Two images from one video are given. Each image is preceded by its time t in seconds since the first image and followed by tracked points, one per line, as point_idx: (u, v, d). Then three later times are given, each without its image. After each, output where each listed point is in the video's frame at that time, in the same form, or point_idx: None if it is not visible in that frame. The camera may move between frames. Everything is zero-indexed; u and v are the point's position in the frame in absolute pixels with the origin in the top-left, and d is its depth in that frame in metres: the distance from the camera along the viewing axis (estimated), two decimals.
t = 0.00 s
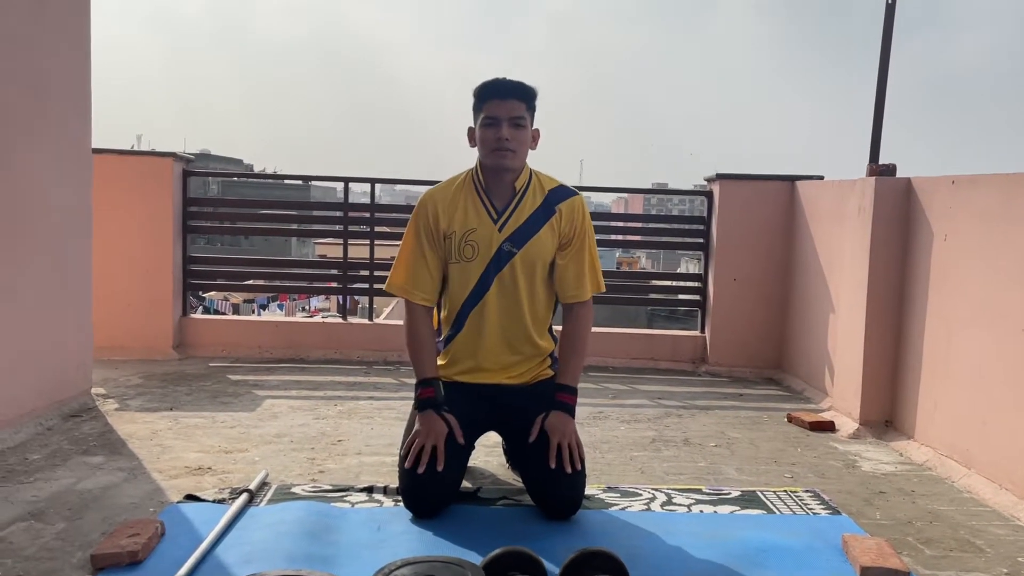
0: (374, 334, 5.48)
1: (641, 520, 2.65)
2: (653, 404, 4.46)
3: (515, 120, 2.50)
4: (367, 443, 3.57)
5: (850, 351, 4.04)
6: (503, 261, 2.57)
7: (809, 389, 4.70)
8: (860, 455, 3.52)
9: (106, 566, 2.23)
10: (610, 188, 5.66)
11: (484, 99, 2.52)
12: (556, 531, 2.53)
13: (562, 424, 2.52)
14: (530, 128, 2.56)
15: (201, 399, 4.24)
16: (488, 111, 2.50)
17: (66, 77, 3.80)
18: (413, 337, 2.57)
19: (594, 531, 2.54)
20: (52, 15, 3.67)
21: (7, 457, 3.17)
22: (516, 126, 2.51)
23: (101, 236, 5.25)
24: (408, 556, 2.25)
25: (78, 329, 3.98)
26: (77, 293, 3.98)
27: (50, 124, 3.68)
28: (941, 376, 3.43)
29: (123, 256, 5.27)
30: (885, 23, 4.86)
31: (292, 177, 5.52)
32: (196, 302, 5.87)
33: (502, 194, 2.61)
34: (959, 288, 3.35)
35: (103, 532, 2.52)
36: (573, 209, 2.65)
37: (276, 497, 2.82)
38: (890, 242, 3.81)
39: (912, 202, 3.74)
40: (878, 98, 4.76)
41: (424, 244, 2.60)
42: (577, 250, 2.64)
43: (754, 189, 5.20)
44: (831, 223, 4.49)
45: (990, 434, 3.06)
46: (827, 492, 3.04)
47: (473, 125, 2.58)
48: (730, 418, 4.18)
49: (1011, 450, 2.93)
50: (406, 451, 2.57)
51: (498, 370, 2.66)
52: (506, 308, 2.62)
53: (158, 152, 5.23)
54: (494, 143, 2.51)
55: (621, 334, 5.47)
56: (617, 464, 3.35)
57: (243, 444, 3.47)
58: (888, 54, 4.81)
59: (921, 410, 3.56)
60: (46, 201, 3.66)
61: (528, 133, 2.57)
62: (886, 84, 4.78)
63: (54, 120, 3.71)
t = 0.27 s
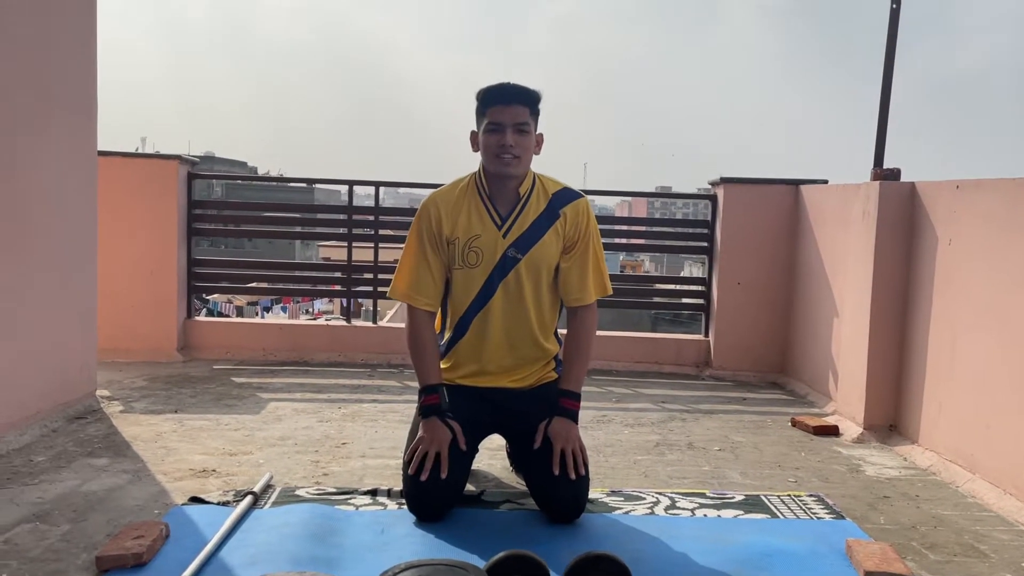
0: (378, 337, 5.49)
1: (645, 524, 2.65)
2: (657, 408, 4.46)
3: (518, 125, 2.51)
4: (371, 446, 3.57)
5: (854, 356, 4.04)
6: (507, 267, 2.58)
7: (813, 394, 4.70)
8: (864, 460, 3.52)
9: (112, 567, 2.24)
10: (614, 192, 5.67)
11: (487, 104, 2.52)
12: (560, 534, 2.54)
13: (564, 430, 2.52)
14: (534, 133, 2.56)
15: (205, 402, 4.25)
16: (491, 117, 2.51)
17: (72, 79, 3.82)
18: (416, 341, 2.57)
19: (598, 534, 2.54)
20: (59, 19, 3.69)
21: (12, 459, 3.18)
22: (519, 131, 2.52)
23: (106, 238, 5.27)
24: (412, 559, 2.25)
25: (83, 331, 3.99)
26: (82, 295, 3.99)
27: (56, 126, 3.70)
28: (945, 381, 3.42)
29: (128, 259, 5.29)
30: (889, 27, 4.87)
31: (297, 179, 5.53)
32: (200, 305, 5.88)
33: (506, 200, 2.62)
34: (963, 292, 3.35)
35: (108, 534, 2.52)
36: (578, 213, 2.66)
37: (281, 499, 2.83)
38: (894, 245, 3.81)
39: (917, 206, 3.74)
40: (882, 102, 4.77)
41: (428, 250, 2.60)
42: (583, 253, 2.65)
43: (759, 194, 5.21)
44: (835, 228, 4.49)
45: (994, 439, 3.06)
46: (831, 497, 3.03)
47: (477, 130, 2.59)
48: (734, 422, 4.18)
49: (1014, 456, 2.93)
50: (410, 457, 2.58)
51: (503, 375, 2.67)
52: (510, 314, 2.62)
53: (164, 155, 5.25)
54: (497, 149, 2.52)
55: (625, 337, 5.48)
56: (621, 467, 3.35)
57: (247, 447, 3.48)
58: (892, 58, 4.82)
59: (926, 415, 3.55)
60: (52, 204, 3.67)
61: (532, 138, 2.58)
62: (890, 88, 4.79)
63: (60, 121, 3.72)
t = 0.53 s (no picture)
0: (381, 338, 5.50)
1: (648, 526, 2.65)
2: (660, 411, 4.46)
3: (518, 128, 2.50)
4: (374, 448, 3.58)
5: (857, 359, 4.04)
6: (508, 271, 2.58)
7: (816, 397, 4.69)
8: (866, 463, 3.51)
9: (115, 568, 2.24)
10: (617, 194, 5.67)
11: (487, 107, 2.52)
12: (563, 536, 2.54)
13: (566, 434, 2.52)
14: (533, 136, 2.56)
15: (208, 403, 4.25)
16: (491, 121, 2.51)
17: (77, 79, 3.82)
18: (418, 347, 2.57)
19: (601, 537, 2.54)
20: (64, 20, 3.70)
21: (16, 459, 3.19)
22: (519, 134, 2.52)
23: (110, 239, 5.28)
24: (415, 561, 2.25)
25: (86, 332, 4.00)
26: (86, 296, 4.00)
27: (61, 126, 3.71)
28: (949, 384, 3.42)
29: (132, 260, 5.29)
30: (894, 30, 4.86)
31: (301, 181, 5.54)
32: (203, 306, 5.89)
33: (506, 204, 2.62)
34: (967, 295, 3.34)
35: (111, 534, 2.53)
36: (579, 215, 2.65)
37: (283, 500, 2.83)
38: (897, 248, 3.81)
39: (921, 210, 3.74)
40: (886, 105, 4.77)
41: (428, 255, 2.60)
42: (584, 257, 2.64)
43: (762, 196, 5.21)
44: (839, 231, 4.49)
45: (998, 443, 3.06)
46: (834, 500, 3.03)
47: (477, 133, 2.59)
48: (736, 425, 4.18)
49: (1018, 460, 2.92)
50: (412, 463, 2.58)
51: (504, 378, 2.68)
52: (511, 318, 2.62)
53: (167, 156, 5.25)
54: (497, 152, 2.52)
55: (628, 340, 5.47)
56: (623, 470, 3.35)
57: (250, 448, 3.48)
58: (897, 61, 4.81)
59: (929, 418, 3.55)
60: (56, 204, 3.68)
61: (532, 141, 2.57)
62: (895, 91, 4.78)
63: (65, 122, 3.73)
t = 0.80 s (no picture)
0: (383, 339, 5.51)
1: (649, 528, 2.65)
2: (662, 412, 4.46)
3: (518, 133, 2.51)
4: (376, 448, 3.58)
5: (859, 361, 4.04)
6: (509, 273, 2.58)
7: (818, 399, 4.69)
8: (868, 465, 3.51)
9: (117, 567, 2.24)
10: (620, 195, 5.67)
11: (487, 112, 2.52)
12: (564, 537, 2.54)
13: (568, 436, 2.52)
14: (534, 140, 2.57)
15: (211, 403, 4.26)
16: (491, 126, 2.51)
17: (80, 79, 3.83)
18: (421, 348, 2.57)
19: (602, 538, 2.55)
20: (68, 21, 3.71)
21: (19, 458, 3.20)
22: (519, 139, 2.52)
23: (113, 239, 5.29)
24: (416, 562, 2.25)
25: (89, 332, 4.01)
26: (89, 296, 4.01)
27: (65, 126, 3.71)
28: (951, 387, 3.41)
29: (135, 260, 5.30)
30: (897, 32, 4.87)
31: (304, 181, 5.54)
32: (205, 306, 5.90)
33: (507, 207, 2.63)
34: (969, 298, 3.34)
35: (113, 533, 2.53)
36: (580, 217, 2.66)
37: (285, 501, 2.83)
38: (900, 250, 3.80)
39: (923, 212, 3.74)
40: (889, 107, 4.76)
41: (429, 257, 2.61)
42: (586, 258, 2.64)
43: (765, 198, 5.21)
44: (841, 233, 4.49)
45: (1000, 446, 3.05)
46: (836, 502, 3.03)
47: (477, 137, 2.59)
48: (738, 427, 4.18)
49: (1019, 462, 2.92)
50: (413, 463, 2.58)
51: (505, 381, 2.68)
52: (512, 320, 2.63)
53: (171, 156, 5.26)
54: (498, 158, 2.52)
55: (630, 341, 5.47)
56: (625, 471, 3.36)
57: (252, 448, 3.49)
58: (900, 63, 4.82)
59: (931, 421, 3.55)
60: (60, 205, 3.69)
61: (532, 145, 2.58)
62: (897, 94, 4.78)
63: (68, 122, 3.74)
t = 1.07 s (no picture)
0: (385, 339, 5.51)
1: (651, 528, 2.65)
2: (663, 412, 4.45)
3: (520, 131, 2.51)
4: (377, 448, 3.58)
5: (861, 362, 4.03)
6: (512, 273, 2.58)
7: (820, 400, 4.69)
8: (870, 466, 3.51)
9: (118, 565, 2.24)
10: (622, 195, 5.67)
11: (489, 109, 2.52)
12: (566, 537, 2.53)
13: (570, 436, 2.52)
14: (535, 136, 2.56)
15: (212, 402, 4.25)
16: (493, 124, 2.51)
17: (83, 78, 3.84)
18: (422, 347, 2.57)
19: (604, 538, 2.54)
20: (71, 20, 3.71)
21: (20, 456, 3.20)
22: (521, 136, 2.52)
23: (115, 238, 5.29)
24: (418, 561, 2.25)
25: (91, 331, 4.01)
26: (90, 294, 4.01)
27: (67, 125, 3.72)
28: (954, 388, 3.41)
29: (137, 259, 5.31)
30: (899, 33, 4.86)
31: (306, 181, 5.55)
32: (206, 305, 5.90)
33: (509, 206, 2.63)
34: (972, 298, 3.33)
35: (115, 532, 2.53)
36: (583, 216, 2.66)
37: (287, 499, 2.83)
38: (902, 252, 3.80)
39: (926, 213, 3.73)
40: (891, 108, 4.76)
41: (431, 257, 2.60)
42: (588, 258, 2.64)
43: (767, 199, 5.20)
44: (843, 234, 4.49)
45: (1002, 446, 3.05)
46: (838, 502, 3.02)
47: (479, 135, 2.59)
48: (740, 427, 4.17)
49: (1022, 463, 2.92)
50: (416, 462, 2.58)
51: (508, 380, 2.68)
52: (515, 320, 2.62)
53: (173, 155, 5.26)
54: (499, 155, 2.52)
55: (631, 341, 5.47)
56: (627, 471, 3.35)
57: (254, 447, 3.49)
58: (902, 64, 4.81)
59: (933, 422, 3.54)
60: (62, 203, 3.70)
61: (534, 141, 2.57)
62: (900, 94, 4.78)
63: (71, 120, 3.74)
